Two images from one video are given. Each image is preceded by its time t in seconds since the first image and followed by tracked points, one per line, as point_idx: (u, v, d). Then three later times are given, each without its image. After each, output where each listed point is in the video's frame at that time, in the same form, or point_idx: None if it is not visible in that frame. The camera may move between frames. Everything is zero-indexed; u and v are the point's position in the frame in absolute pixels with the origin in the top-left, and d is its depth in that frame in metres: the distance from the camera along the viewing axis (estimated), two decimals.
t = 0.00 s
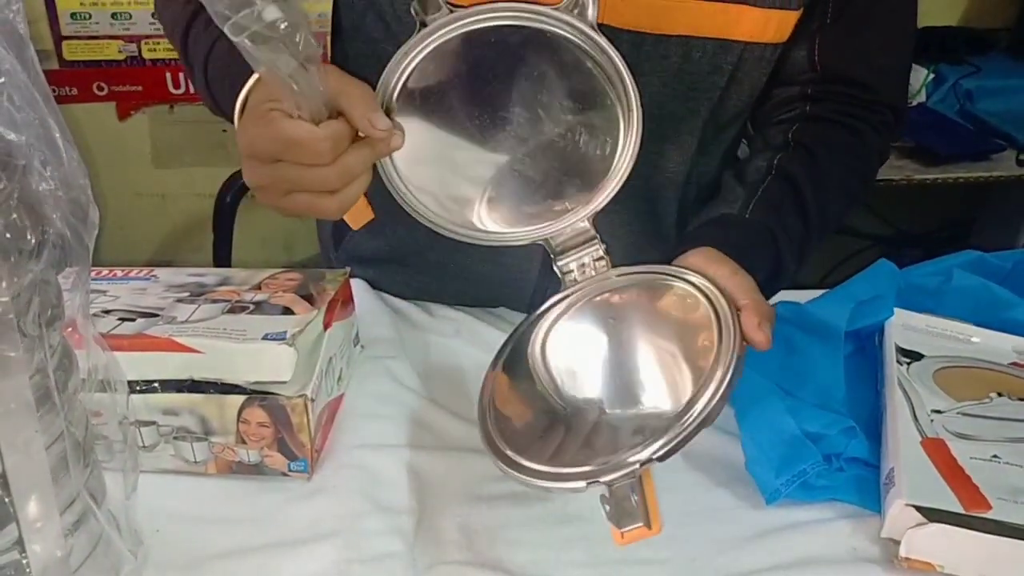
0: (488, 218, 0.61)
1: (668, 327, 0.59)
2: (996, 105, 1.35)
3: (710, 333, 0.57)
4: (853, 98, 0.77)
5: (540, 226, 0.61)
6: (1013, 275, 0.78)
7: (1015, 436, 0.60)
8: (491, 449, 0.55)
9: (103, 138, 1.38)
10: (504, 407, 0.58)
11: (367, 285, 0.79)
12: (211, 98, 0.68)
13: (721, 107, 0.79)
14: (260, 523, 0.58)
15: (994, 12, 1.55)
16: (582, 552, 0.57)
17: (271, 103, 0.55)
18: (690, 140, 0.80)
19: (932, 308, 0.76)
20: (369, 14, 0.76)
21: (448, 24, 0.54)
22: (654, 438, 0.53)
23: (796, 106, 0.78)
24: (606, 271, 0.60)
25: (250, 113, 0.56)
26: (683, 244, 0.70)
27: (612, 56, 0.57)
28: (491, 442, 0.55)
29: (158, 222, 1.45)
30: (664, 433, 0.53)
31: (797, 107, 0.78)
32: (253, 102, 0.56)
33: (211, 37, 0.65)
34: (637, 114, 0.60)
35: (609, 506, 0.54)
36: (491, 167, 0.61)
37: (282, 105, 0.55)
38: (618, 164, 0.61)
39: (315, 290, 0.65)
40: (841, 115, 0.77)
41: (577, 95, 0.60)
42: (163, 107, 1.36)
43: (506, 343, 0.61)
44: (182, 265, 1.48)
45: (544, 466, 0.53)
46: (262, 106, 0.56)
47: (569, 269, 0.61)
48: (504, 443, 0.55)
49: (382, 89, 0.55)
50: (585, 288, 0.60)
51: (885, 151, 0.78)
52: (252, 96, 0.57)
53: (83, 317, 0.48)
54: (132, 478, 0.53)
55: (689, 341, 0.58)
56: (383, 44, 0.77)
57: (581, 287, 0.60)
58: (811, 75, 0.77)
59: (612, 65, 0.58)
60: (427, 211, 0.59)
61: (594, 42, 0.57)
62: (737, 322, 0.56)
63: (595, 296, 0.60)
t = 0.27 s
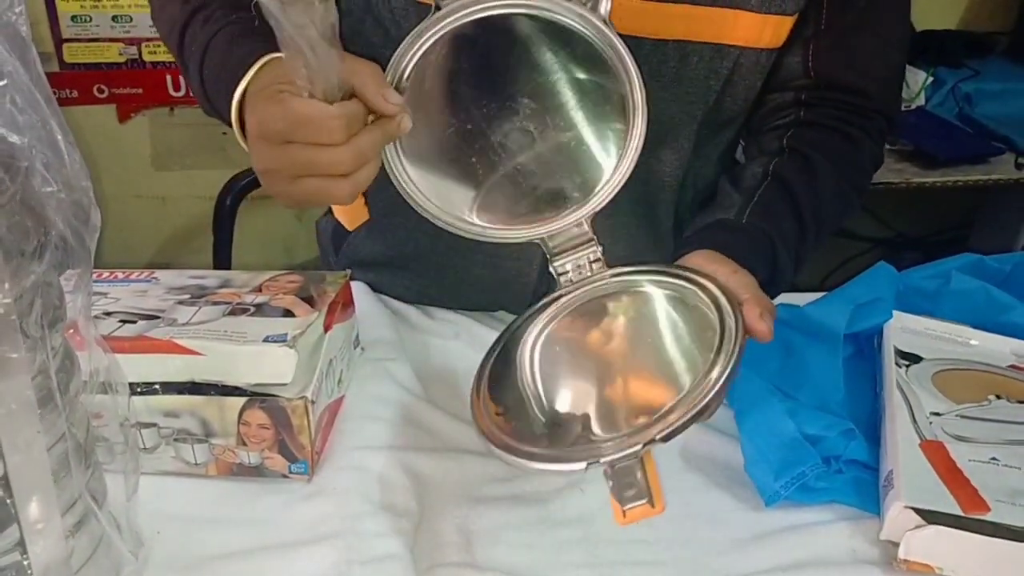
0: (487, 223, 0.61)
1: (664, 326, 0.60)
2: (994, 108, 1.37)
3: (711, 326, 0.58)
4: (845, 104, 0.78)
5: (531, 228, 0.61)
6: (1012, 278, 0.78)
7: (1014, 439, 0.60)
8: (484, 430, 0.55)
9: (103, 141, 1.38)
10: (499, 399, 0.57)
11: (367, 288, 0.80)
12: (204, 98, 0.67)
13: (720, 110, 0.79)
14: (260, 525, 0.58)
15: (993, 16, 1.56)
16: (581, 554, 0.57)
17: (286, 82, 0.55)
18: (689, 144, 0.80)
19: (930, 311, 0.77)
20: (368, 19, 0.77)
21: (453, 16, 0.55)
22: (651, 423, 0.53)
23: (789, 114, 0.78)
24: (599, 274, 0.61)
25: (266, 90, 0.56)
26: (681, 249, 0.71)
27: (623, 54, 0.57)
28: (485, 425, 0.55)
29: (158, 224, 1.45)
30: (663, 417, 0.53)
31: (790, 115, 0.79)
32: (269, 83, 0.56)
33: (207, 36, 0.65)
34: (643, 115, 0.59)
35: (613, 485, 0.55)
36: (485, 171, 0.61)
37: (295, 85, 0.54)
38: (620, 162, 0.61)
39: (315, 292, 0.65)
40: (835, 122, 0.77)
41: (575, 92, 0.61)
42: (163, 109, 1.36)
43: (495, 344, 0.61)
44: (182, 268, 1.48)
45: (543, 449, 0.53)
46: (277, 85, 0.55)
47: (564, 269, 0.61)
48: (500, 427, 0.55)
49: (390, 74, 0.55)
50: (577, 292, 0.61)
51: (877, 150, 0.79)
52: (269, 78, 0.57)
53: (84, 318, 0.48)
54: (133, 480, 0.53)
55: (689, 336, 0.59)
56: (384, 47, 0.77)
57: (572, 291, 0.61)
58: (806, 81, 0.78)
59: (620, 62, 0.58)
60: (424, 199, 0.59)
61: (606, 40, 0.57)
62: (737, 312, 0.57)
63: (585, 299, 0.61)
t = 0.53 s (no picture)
0: (500, 201, 0.60)
1: (665, 304, 0.59)
2: (994, 110, 1.38)
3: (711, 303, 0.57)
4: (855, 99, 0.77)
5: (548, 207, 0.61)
6: (1011, 279, 0.78)
7: (1013, 439, 0.60)
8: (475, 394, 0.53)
9: (105, 142, 1.38)
10: (494, 366, 0.56)
11: (368, 288, 0.80)
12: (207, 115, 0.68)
13: (719, 113, 0.80)
14: (261, 525, 0.58)
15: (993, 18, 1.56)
16: (581, 555, 0.57)
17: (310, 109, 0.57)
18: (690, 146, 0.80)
19: (930, 312, 0.77)
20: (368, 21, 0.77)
21: None
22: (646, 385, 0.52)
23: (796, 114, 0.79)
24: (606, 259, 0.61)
25: (286, 114, 0.59)
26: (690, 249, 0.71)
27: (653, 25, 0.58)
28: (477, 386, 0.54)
29: (159, 225, 1.45)
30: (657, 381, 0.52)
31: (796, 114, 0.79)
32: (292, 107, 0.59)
33: (212, 53, 0.65)
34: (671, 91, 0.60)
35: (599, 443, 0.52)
36: (505, 156, 0.61)
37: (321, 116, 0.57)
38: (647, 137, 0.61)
39: (316, 292, 0.65)
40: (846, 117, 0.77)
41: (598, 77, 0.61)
42: (165, 111, 1.36)
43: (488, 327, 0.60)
44: (183, 269, 1.48)
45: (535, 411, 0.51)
46: (300, 113, 0.58)
47: (577, 253, 0.61)
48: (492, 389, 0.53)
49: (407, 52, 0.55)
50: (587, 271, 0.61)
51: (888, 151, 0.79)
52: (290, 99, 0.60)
53: (86, 318, 0.48)
54: (134, 480, 0.53)
55: (687, 313, 0.58)
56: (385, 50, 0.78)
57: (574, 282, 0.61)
58: (811, 81, 0.78)
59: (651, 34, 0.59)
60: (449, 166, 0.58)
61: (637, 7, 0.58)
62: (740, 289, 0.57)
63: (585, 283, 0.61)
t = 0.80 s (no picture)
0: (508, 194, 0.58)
1: (659, 320, 0.59)
2: (993, 107, 1.38)
3: (706, 322, 0.57)
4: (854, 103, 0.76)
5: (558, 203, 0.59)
6: (1010, 276, 0.78)
7: (1013, 436, 0.60)
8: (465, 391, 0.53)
9: (104, 141, 1.38)
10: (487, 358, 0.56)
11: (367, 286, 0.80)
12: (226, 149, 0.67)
13: (718, 113, 0.80)
14: (260, 522, 0.58)
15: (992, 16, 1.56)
16: (581, 552, 0.58)
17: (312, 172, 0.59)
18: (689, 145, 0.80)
19: (929, 309, 0.77)
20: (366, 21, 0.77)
21: None
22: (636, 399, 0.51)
23: (795, 117, 0.78)
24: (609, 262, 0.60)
25: (293, 165, 0.59)
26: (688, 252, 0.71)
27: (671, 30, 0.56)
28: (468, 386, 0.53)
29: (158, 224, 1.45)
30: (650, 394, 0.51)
31: (794, 118, 0.78)
32: (301, 158, 0.60)
33: (224, 93, 0.64)
34: (688, 96, 0.58)
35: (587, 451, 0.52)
36: (511, 147, 0.59)
37: (321, 184, 0.58)
38: (660, 142, 0.59)
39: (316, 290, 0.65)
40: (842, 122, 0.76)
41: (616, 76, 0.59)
42: (164, 110, 1.36)
43: (480, 323, 0.60)
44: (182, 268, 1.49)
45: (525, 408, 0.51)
46: (303, 171, 0.59)
47: (579, 252, 0.60)
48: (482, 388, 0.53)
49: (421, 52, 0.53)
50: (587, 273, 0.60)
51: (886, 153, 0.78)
52: (303, 146, 0.60)
53: (84, 317, 0.48)
54: (133, 478, 0.53)
55: (685, 329, 0.58)
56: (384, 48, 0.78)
57: (574, 280, 0.60)
58: (810, 83, 0.77)
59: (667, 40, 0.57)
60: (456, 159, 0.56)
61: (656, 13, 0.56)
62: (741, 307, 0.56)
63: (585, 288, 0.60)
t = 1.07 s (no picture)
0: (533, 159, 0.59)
1: (662, 306, 0.59)
2: (993, 104, 1.37)
3: (710, 314, 0.57)
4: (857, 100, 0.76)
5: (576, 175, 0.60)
6: (1010, 272, 0.78)
7: (1012, 433, 0.60)
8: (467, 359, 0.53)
9: (103, 139, 1.38)
10: (490, 326, 0.56)
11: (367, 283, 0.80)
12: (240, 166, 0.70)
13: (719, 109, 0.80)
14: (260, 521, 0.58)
15: (993, 13, 1.56)
16: (582, 549, 0.57)
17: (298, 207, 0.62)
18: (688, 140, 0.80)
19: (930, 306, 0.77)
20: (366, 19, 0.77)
21: None
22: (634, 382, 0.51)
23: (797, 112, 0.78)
24: (617, 241, 0.61)
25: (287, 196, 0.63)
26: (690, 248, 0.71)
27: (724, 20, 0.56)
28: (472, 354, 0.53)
29: (158, 223, 1.45)
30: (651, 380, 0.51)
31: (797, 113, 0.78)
32: (293, 188, 0.63)
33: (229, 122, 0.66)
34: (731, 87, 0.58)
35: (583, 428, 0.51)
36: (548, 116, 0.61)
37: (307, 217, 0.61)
38: (691, 135, 0.59)
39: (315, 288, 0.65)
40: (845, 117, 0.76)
41: (662, 61, 0.60)
42: (163, 109, 1.36)
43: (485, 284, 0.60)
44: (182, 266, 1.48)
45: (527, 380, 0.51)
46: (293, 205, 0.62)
47: (594, 226, 0.61)
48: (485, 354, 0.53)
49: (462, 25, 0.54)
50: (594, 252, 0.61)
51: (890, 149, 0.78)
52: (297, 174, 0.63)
53: (84, 316, 0.48)
54: (133, 477, 0.53)
55: (689, 317, 0.58)
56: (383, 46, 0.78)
57: (583, 256, 0.61)
58: (812, 80, 0.78)
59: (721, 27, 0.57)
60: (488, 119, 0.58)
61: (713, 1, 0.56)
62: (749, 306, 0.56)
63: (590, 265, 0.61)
